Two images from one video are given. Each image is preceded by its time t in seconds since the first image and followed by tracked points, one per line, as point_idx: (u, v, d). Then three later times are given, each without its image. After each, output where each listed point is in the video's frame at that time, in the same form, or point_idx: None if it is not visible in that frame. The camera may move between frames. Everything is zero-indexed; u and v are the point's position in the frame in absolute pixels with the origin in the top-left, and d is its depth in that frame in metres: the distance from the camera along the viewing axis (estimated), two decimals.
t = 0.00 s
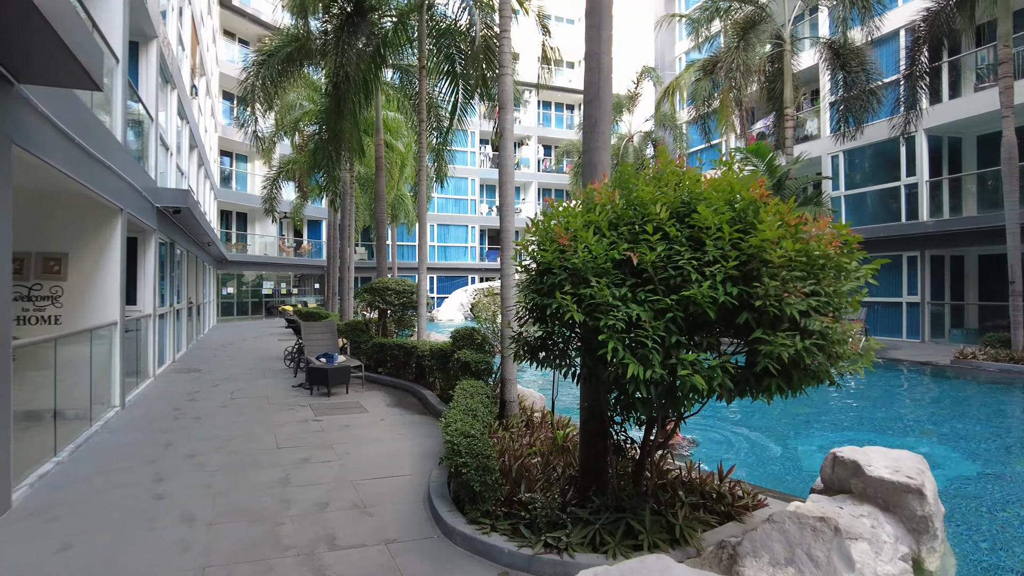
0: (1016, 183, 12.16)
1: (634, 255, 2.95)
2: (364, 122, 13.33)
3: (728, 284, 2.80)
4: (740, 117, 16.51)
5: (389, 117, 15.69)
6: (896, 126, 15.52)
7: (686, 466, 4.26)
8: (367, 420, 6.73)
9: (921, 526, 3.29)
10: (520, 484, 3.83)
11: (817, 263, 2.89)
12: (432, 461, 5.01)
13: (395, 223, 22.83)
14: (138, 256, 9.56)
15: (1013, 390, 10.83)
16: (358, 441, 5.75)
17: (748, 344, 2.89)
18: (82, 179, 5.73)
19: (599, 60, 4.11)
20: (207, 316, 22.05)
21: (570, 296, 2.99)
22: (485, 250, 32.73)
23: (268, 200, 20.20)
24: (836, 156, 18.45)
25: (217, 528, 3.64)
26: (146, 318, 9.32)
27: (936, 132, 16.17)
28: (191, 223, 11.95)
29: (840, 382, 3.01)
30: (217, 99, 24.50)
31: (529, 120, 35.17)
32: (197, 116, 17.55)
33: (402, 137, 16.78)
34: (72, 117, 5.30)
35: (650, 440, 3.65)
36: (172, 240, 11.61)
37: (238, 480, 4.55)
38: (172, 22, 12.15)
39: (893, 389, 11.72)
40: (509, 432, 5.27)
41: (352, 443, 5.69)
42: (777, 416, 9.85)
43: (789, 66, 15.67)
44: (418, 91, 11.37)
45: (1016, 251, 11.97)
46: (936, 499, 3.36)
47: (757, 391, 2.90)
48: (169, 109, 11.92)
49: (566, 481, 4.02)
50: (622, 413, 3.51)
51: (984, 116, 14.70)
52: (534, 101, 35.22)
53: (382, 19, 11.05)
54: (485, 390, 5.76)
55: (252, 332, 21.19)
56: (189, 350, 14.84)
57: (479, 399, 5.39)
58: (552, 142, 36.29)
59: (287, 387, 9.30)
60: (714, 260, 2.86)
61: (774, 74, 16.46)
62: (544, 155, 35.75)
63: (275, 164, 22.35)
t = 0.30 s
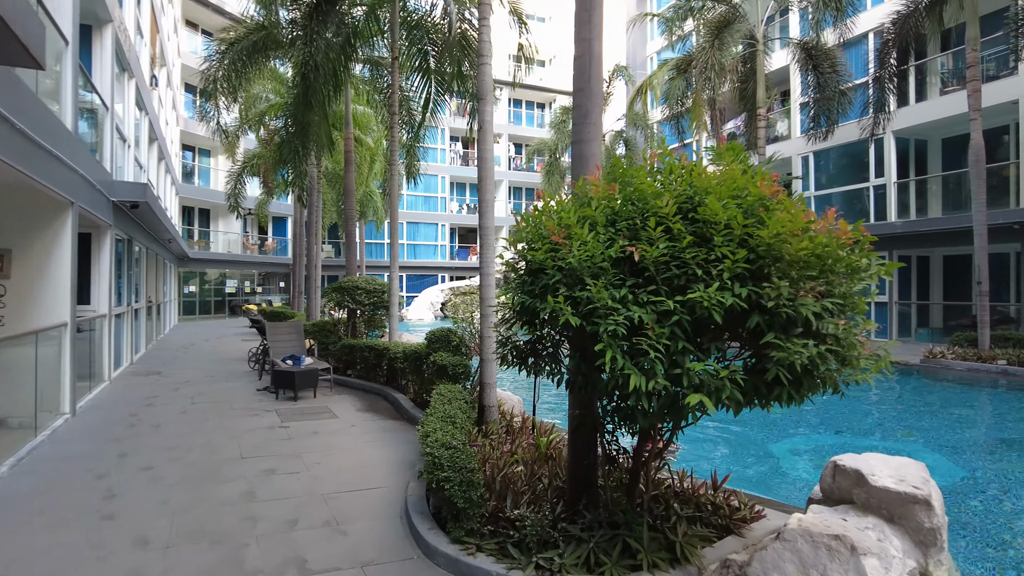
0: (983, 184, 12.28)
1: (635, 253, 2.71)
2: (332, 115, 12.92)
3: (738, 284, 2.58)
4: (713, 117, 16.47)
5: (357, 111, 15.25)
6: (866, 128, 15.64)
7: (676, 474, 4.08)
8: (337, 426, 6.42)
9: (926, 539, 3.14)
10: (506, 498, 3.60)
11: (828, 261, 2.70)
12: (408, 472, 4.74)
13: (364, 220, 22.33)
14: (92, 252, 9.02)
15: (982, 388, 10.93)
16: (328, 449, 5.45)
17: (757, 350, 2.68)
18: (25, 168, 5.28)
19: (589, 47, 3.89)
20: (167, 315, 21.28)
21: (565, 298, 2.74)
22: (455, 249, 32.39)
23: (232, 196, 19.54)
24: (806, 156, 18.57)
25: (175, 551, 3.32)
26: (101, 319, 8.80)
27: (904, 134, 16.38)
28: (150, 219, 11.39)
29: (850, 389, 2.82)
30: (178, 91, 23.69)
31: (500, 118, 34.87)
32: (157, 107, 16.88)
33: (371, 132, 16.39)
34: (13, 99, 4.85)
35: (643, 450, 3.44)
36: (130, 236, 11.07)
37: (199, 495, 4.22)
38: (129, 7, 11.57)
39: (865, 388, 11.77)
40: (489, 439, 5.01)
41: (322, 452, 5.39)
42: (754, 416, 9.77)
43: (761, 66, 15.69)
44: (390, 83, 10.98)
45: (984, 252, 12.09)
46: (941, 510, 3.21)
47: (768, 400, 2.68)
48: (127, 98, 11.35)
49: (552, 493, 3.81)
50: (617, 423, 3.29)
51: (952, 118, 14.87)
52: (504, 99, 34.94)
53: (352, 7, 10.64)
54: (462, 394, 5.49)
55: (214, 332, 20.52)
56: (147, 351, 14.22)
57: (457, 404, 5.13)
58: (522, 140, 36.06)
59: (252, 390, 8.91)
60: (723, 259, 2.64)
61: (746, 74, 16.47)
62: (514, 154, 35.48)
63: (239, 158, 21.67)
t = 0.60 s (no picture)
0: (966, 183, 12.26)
1: (644, 244, 2.46)
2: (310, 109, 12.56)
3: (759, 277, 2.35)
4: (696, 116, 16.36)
5: (336, 105, 14.89)
6: (848, 127, 15.64)
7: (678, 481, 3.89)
8: (315, 430, 6.13)
9: (947, 549, 2.95)
10: (500, 508, 3.38)
11: (854, 251, 2.48)
12: (393, 480, 4.47)
13: (342, 217, 21.90)
14: (56, 248, 8.58)
15: (965, 387, 10.92)
16: (307, 455, 5.16)
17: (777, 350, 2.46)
18: None
19: (587, 29, 3.66)
20: (139, 314, 20.68)
21: (568, 293, 2.48)
22: (435, 248, 32.04)
23: (206, 192, 19.03)
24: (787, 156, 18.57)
25: (138, 571, 3.04)
26: (66, 318, 8.38)
27: (885, 134, 16.42)
28: (119, 214, 10.95)
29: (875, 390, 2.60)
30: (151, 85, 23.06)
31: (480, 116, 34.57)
32: (128, 100, 16.34)
33: (349, 127, 16.05)
34: None
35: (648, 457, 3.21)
36: (98, 232, 10.61)
37: (167, 507, 3.93)
38: None
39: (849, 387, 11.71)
40: (478, 444, 4.77)
41: (300, 458, 5.10)
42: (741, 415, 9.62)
43: (745, 64, 15.63)
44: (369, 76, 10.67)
45: (967, 251, 12.10)
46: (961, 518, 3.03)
47: (789, 403, 2.45)
48: (94, 88, 10.89)
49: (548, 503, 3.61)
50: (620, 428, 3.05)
51: (933, 118, 14.92)
52: (485, 97, 34.67)
53: None
54: (449, 397, 5.23)
55: (188, 332, 19.98)
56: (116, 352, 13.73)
57: (444, 407, 4.87)
58: (503, 138, 35.80)
59: (226, 392, 8.56)
60: (741, 249, 2.41)
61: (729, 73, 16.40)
62: (494, 152, 35.21)
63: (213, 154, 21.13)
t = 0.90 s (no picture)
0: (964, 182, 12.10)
1: (677, 245, 2.21)
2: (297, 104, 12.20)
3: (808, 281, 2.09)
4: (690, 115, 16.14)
5: (323, 102, 14.53)
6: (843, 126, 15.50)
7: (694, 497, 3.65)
8: (303, 439, 5.82)
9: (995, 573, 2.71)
10: (508, 532, 3.12)
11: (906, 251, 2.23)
12: (387, 496, 4.17)
13: (330, 217, 21.51)
14: (30, 248, 8.19)
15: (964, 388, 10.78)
16: (294, 468, 4.85)
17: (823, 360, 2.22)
18: None
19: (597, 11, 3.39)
20: (121, 316, 20.19)
21: (594, 300, 2.20)
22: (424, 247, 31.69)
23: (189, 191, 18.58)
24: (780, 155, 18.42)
25: None
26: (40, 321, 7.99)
27: (879, 133, 16.31)
28: (98, 213, 10.54)
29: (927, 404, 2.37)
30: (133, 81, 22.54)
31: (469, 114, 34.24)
32: (108, 96, 15.89)
33: (337, 124, 15.69)
34: None
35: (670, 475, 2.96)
36: (76, 230, 10.21)
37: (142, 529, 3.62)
38: None
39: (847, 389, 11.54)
40: (477, 456, 4.49)
41: (287, 471, 4.80)
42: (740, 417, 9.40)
43: (740, 62, 15.43)
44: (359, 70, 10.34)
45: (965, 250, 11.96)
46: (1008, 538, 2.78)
47: (837, 420, 2.20)
48: (72, 82, 10.47)
49: (558, 523, 3.36)
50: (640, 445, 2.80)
51: (928, 118, 14.80)
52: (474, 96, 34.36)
53: None
54: (445, 405, 4.94)
55: (172, 333, 19.53)
56: (97, 355, 13.31)
57: (441, 417, 4.58)
58: (492, 138, 35.51)
59: (210, 398, 8.22)
60: (786, 250, 2.16)
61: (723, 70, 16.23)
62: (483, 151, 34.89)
63: (198, 152, 20.67)
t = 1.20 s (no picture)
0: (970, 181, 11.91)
1: (717, 244, 1.99)
2: (290, 101, 11.93)
3: (860, 287, 1.89)
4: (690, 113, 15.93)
5: (316, 99, 14.26)
6: (845, 125, 15.31)
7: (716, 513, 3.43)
8: (297, 445, 5.58)
9: None
10: (518, 552, 2.92)
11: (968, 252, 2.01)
12: (387, 508, 3.96)
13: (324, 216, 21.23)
14: (14, 246, 7.90)
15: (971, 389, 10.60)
16: (288, 478, 4.62)
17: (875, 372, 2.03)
18: None
19: None
20: (112, 317, 19.88)
21: (623, 304, 1.98)
22: (419, 247, 31.42)
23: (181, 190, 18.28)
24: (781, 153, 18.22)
25: None
26: (24, 322, 7.71)
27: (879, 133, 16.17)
28: (86, 211, 10.26)
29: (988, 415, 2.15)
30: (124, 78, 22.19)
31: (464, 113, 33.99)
32: (98, 92, 15.56)
33: (331, 121, 15.42)
34: None
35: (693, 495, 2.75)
36: (63, 229, 9.93)
37: (124, 548, 3.37)
38: None
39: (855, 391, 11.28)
40: (480, 466, 4.26)
41: (280, 481, 4.56)
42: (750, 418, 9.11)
43: (740, 60, 15.24)
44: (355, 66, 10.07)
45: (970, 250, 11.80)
46: None
47: (894, 438, 1.99)
48: (57, 76, 10.17)
49: (571, 540, 3.16)
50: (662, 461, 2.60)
51: (930, 117, 14.62)
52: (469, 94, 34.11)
53: None
54: (446, 411, 4.72)
55: (164, 334, 19.22)
56: (86, 357, 13.02)
57: (442, 424, 4.35)
58: (487, 136, 35.26)
59: (200, 401, 7.97)
60: (837, 251, 1.95)
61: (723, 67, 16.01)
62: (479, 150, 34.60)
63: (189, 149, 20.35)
